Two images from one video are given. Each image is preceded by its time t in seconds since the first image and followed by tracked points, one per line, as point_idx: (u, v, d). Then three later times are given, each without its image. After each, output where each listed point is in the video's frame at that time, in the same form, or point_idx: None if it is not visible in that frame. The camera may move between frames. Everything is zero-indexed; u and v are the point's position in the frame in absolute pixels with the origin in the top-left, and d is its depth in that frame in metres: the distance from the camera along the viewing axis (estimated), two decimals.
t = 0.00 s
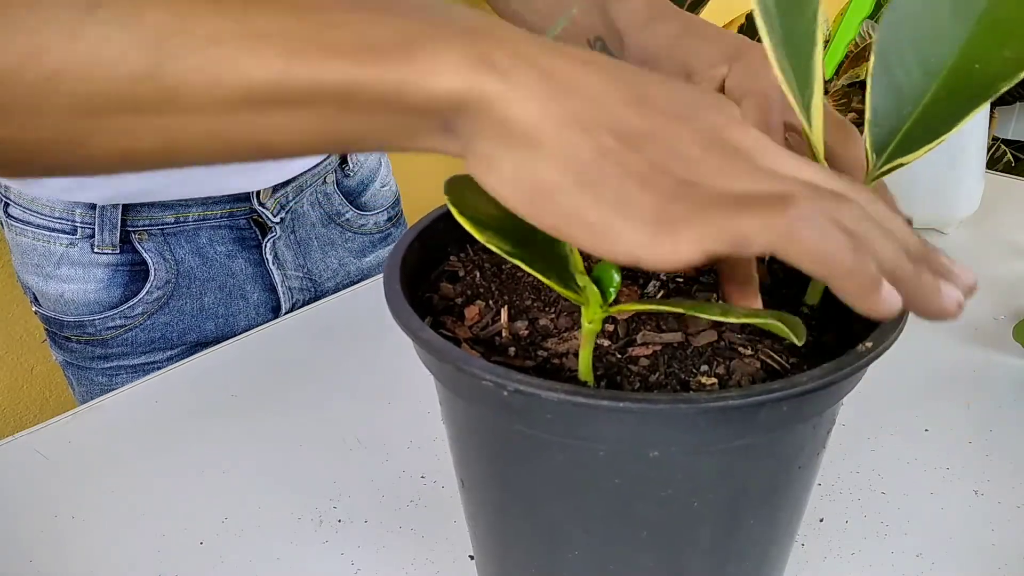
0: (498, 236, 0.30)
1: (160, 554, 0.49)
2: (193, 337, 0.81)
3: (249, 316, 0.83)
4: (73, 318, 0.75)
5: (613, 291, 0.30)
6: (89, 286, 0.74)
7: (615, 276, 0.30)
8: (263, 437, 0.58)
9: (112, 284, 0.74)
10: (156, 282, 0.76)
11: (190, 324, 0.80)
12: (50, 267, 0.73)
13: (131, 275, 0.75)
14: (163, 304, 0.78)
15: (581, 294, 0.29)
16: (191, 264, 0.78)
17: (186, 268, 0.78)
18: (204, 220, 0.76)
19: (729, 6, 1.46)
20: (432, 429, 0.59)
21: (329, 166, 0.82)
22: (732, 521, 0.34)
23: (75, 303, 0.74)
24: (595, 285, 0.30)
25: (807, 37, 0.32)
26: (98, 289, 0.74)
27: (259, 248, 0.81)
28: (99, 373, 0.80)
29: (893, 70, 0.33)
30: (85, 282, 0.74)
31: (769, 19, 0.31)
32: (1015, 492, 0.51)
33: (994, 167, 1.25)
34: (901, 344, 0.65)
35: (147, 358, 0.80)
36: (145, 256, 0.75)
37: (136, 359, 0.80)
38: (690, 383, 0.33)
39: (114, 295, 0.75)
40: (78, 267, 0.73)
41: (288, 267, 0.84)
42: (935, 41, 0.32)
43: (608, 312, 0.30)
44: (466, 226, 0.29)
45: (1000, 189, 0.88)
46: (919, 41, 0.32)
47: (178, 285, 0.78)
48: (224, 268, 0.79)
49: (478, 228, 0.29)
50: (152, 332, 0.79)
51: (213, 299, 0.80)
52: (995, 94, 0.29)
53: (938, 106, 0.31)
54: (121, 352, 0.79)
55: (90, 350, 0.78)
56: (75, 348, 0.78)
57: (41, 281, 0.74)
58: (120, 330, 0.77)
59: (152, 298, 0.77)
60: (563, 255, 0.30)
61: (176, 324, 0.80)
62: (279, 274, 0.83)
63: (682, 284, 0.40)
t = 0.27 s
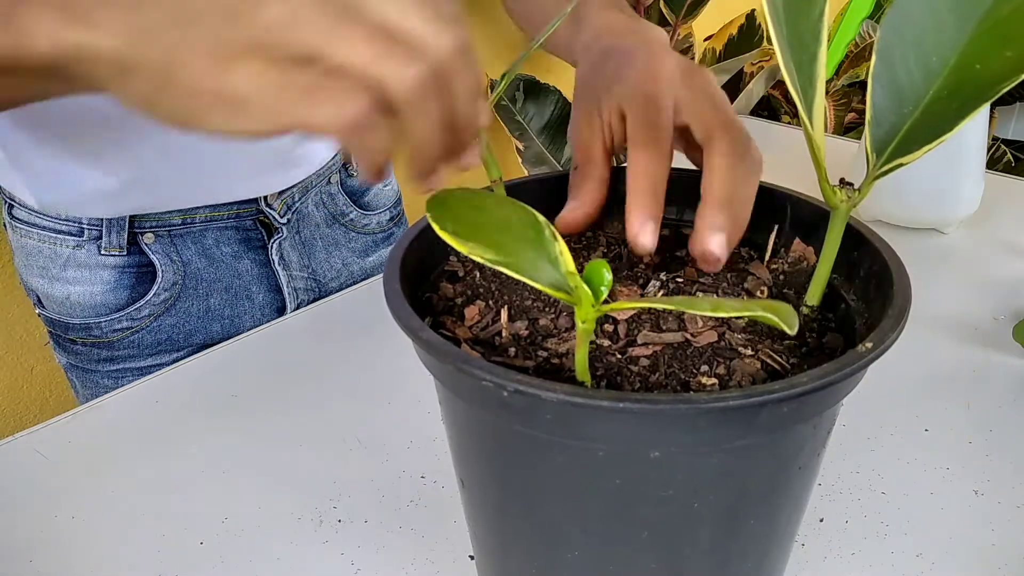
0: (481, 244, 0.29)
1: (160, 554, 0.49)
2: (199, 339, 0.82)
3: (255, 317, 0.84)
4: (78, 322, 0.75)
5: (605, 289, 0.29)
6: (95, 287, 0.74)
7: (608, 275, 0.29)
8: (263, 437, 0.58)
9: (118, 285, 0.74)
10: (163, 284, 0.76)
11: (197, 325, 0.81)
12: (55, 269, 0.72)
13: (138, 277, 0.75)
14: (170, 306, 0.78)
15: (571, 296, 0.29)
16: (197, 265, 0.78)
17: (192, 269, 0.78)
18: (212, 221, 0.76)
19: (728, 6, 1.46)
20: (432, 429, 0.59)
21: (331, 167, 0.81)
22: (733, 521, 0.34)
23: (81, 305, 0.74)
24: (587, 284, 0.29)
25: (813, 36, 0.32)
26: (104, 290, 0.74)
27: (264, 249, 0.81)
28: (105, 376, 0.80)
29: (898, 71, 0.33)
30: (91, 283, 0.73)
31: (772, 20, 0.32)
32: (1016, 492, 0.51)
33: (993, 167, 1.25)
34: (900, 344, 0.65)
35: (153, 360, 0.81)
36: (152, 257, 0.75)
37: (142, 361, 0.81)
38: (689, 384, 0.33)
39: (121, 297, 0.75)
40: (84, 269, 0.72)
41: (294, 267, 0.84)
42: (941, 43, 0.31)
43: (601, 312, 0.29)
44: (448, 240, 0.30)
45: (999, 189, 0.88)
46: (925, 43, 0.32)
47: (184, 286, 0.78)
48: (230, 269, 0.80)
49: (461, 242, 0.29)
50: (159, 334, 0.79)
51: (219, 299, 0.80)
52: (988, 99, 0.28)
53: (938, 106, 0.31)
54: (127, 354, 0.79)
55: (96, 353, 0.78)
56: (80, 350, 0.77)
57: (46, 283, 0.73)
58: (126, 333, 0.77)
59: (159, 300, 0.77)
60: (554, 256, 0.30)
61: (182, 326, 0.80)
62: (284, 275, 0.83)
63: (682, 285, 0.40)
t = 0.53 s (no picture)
0: (492, 235, 0.28)
1: (160, 554, 0.49)
2: (192, 334, 0.82)
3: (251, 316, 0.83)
4: (74, 313, 0.75)
5: (610, 289, 0.30)
6: (91, 281, 0.73)
7: (614, 275, 0.29)
8: (263, 437, 0.58)
9: (113, 280, 0.74)
10: (156, 280, 0.75)
11: (190, 322, 0.80)
12: (52, 261, 0.72)
13: (133, 272, 0.75)
14: (164, 301, 0.77)
15: (577, 295, 0.29)
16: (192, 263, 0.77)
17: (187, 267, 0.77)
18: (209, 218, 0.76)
19: (728, 6, 1.46)
20: (432, 429, 0.59)
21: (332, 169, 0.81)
22: (732, 521, 0.34)
23: (76, 298, 0.74)
24: (593, 284, 0.30)
25: (814, 37, 0.32)
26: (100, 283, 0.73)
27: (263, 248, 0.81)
28: (99, 367, 0.80)
29: (899, 70, 0.33)
30: (86, 276, 0.73)
31: (772, 22, 0.32)
32: (1016, 492, 0.51)
33: (994, 166, 1.25)
34: (900, 344, 0.65)
35: (146, 354, 0.81)
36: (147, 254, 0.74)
37: (136, 355, 0.80)
38: (689, 384, 0.33)
39: (116, 291, 0.75)
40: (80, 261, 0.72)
41: (291, 270, 0.83)
42: (942, 42, 0.31)
43: (605, 312, 0.29)
44: (459, 229, 0.29)
45: (999, 189, 0.88)
46: (926, 42, 0.32)
47: (177, 284, 0.77)
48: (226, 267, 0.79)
49: (472, 232, 0.28)
50: (152, 329, 0.79)
51: (214, 296, 0.79)
52: (989, 100, 0.28)
53: (939, 106, 0.31)
54: (121, 347, 0.79)
55: (90, 344, 0.78)
56: (75, 341, 0.78)
57: (44, 274, 0.73)
58: (120, 326, 0.77)
59: (153, 295, 0.76)
60: (561, 255, 0.29)
61: (175, 321, 0.80)
62: (282, 276, 0.83)
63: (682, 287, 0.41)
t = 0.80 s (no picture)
0: (491, 234, 0.28)
1: (160, 554, 0.49)
2: (192, 335, 0.81)
3: (250, 316, 0.83)
4: (74, 314, 0.75)
5: (610, 288, 0.29)
6: (91, 282, 0.73)
7: (613, 275, 0.29)
8: (263, 437, 0.58)
9: (112, 282, 0.74)
10: (156, 282, 0.75)
11: (190, 323, 0.80)
12: (52, 264, 0.72)
13: (133, 274, 0.75)
14: (164, 302, 0.77)
15: (576, 295, 0.29)
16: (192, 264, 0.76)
17: (186, 268, 0.77)
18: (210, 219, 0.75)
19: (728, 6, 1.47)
20: (432, 429, 0.59)
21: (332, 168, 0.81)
22: (732, 520, 0.34)
23: (76, 300, 0.74)
24: (593, 283, 0.29)
25: (812, 38, 0.32)
26: (100, 285, 0.73)
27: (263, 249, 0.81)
28: (98, 369, 0.80)
29: (896, 70, 0.33)
30: (86, 278, 0.73)
31: (770, 25, 0.32)
32: (1015, 492, 0.51)
33: (994, 166, 1.25)
34: (899, 344, 0.65)
35: (146, 356, 0.81)
36: (146, 256, 0.73)
37: (135, 357, 0.80)
38: (689, 383, 0.33)
39: (115, 293, 0.75)
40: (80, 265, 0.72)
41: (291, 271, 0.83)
42: (939, 41, 0.31)
43: (605, 311, 0.29)
44: (459, 229, 0.29)
45: (999, 189, 0.88)
46: (923, 42, 0.32)
47: (177, 285, 0.77)
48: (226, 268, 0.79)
49: (472, 230, 0.28)
50: (152, 330, 0.79)
51: (213, 297, 0.79)
52: (988, 97, 0.28)
53: (939, 105, 0.31)
54: (121, 349, 0.79)
55: (90, 346, 0.78)
56: (75, 343, 0.78)
57: (44, 276, 0.73)
58: (120, 328, 0.77)
59: (153, 296, 0.76)
60: (560, 254, 0.29)
61: (175, 323, 0.80)
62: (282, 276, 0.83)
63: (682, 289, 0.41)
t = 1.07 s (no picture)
0: (492, 235, 0.28)
1: (160, 554, 0.49)
2: (191, 337, 0.81)
3: (249, 317, 0.83)
4: (71, 316, 0.75)
5: (611, 289, 0.29)
6: (87, 286, 0.73)
7: (614, 275, 0.29)
8: (264, 438, 0.58)
9: (108, 285, 0.74)
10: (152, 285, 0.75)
11: (188, 324, 0.80)
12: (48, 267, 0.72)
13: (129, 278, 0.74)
14: (161, 305, 0.77)
15: (577, 295, 0.29)
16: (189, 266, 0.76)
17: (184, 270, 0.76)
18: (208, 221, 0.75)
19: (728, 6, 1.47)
20: (432, 429, 0.59)
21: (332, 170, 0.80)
22: (733, 520, 0.34)
23: (73, 302, 0.74)
24: (593, 284, 0.29)
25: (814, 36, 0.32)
26: (96, 289, 0.73)
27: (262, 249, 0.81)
28: (96, 371, 0.80)
29: (898, 71, 0.33)
30: (83, 282, 0.73)
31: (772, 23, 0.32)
32: (1015, 492, 0.51)
33: (994, 166, 1.25)
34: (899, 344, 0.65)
35: (143, 357, 0.81)
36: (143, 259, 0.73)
37: (133, 358, 0.81)
38: (689, 383, 0.33)
39: (112, 296, 0.74)
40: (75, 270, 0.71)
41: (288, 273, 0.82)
42: (941, 42, 0.31)
43: (606, 312, 0.29)
44: (460, 229, 0.28)
45: (999, 189, 0.88)
46: (925, 42, 0.32)
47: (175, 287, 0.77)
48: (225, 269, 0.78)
49: (473, 231, 0.28)
50: (149, 332, 0.79)
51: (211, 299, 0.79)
52: (990, 98, 0.28)
53: (939, 106, 0.31)
54: (118, 351, 0.79)
55: (87, 348, 0.78)
56: (72, 345, 0.78)
57: (41, 279, 0.73)
58: (118, 329, 0.77)
59: (150, 299, 0.76)
60: (561, 254, 0.29)
61: (173, 325, 0.79)
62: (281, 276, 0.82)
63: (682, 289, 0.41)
